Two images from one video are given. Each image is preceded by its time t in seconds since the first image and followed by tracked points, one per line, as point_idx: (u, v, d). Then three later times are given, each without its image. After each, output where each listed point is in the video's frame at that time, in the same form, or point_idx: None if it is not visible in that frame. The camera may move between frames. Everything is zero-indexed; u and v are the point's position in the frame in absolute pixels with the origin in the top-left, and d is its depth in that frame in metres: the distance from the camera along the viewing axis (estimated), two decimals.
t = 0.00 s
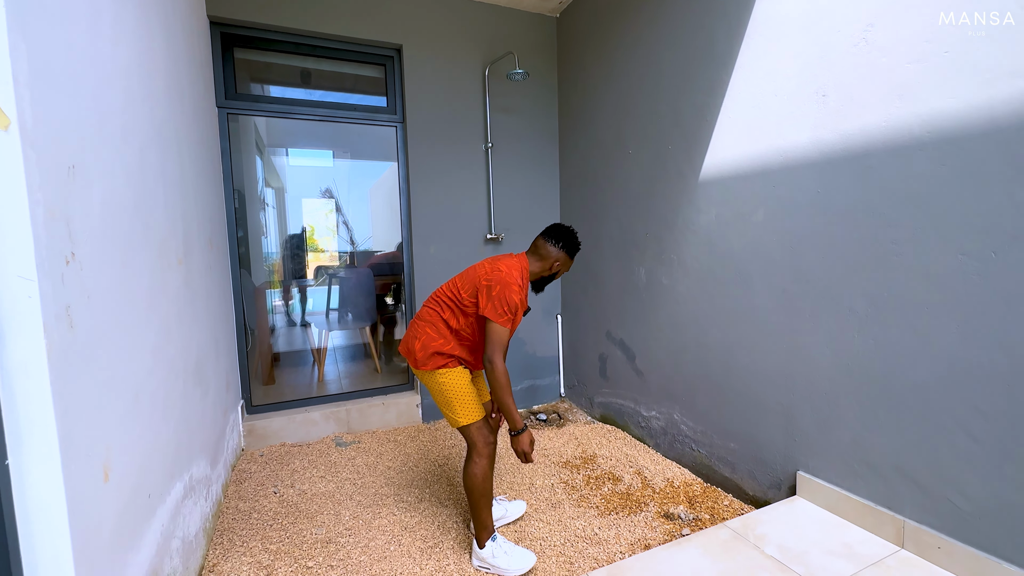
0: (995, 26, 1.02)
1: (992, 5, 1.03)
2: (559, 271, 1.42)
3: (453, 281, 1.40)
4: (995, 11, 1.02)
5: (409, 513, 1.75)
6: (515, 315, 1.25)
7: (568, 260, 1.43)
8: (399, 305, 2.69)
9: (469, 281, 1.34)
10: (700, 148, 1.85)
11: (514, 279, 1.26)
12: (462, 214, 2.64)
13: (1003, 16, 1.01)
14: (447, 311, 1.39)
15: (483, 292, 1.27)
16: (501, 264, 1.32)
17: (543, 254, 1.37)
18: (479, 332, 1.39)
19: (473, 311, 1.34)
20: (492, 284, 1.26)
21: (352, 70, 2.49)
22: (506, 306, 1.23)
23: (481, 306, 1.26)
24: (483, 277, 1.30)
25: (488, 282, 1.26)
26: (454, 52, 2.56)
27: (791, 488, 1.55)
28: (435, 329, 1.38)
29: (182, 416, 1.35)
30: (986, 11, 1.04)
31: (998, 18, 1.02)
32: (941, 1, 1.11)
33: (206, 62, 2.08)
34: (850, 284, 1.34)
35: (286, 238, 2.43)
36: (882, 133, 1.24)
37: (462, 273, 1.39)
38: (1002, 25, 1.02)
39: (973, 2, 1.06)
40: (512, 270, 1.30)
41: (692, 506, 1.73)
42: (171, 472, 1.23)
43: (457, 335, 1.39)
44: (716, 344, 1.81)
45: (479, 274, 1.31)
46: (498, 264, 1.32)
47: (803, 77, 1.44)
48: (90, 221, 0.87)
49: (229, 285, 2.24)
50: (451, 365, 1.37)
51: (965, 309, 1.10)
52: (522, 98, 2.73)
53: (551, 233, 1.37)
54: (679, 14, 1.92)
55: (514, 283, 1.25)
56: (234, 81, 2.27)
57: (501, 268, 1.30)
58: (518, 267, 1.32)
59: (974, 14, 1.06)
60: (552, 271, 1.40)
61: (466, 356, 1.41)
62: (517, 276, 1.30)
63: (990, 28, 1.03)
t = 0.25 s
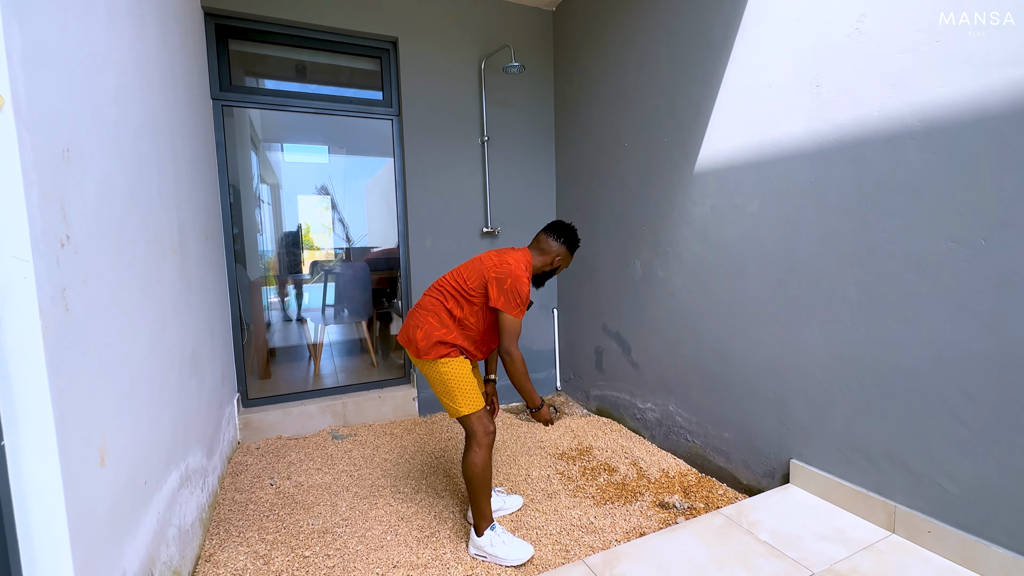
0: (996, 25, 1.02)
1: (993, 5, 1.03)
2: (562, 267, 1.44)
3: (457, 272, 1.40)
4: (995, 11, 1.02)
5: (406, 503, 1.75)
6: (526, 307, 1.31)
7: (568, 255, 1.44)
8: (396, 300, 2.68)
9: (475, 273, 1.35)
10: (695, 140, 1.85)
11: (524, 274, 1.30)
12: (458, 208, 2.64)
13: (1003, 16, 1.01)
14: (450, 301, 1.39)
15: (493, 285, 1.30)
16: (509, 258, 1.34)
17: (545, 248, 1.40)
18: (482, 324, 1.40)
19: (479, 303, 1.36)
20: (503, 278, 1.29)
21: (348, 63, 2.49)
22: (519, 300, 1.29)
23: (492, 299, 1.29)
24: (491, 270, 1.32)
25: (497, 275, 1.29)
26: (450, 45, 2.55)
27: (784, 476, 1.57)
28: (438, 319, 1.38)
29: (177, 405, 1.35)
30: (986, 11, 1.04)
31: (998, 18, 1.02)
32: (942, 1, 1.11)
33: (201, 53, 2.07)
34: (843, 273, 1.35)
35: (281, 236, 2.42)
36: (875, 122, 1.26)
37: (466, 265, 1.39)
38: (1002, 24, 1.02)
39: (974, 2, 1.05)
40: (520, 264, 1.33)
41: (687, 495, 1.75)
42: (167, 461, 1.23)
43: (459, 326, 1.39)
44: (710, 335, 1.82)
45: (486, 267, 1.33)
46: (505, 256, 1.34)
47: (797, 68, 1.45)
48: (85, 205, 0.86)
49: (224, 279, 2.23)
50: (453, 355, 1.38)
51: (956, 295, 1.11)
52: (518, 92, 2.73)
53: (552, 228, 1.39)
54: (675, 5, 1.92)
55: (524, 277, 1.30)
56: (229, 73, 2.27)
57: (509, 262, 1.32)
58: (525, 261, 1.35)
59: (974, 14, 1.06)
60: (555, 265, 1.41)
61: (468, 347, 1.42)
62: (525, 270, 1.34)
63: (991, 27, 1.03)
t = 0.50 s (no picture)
0: (995, 26, 1.02)
1: (993, 5, 1.02)
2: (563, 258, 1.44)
3: (458, 261, 1.41)
4: (995, 11, 1.02)
5: (401, 493, 1.77)
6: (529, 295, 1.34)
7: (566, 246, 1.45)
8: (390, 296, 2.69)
9: (477, 263, 1.36)
10: (686, 133, 1.87)
11: (526, 264, 1.31)
12: (451, 201, 2.64)
13: (1003, 16, 1.01)
14: (450, 289, 1.40)
15: (496, 275, 1.31)
16: (510, 248, 1.35)
17: (545, 239, 1.41)
18: (482, 313, 1.42)
19: (480, 292, 1.37)
20: (505, 267, 1.30)
21: (341, 56, 2.48)
22: (522, 289, 1.30)
23: (495, 289, 1.30)
24: (493, 259, 1.33)
25: (500, 265, 1.31)
26: (443, 38, 2.55)
27: (773, 463, 1.60)
28: (438, 307, 1.39)
29: (170, 395, 1.35)
30: (986, 11, 1.03)
31: (998, 18, 1.02)
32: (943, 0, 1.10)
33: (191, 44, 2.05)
34: (831, 263, 1.38)
35: (274, 231, 2.42)
36: (862, 114, 1.28)
37: (467, 255, 1.40)
38: (1003, 25, 1.01)
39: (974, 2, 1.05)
40: (522, 254, 1.34)
41: (678, 484, 1.77)
42: (160, 450, 1.23)
43: (459, 315, 1.40)
44: (702, 326, 1.84)
45: (487, 257, 1.34)
46: (506, 246, 1.36)
47: (787, 61, 1.47)
48: (76, 191, 0.86)
49: (216, 272, 2.22)
50: (453, 344, 1.39)
51: (940, 283, 1.14)
52: (512, 86, 2.74)
53: (550, 219, 1.40)
54: None
55: (526, 266, 1.31)
56: (220, 64, 2.25)
57: (511, 252, 1.33)
58: (526, 252, 1.36)
59: (974, 15, 1.05)
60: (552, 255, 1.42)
61: (468, 336, 1.43)
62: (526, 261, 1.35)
63: (990, 28, 1.03)
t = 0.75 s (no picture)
0: (996, 26, 1.01)
1: (993, 5, 1.01)
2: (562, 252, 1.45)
3: (455, 253, 1.42)
4: (995, 11, 1.01)
5: (395, 486, 1.77)
6: (524, 288, 1.34)
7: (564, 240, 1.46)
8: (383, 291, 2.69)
9: (473, 255, 1.37)
10: (678, 127, 1.88)
11: (521, 256, 1.32)
12: (445, 196, 2.64)
13: (1003, 16, 1.00)
14: (447, 280, 1.41)
15: (491, 266, 1.32)
16: (507, 240, 1.36)
17: (542, 231, 1.42)
18: (478, 305, 1.42)
19: (476, 284, 1.38)
20: (500, 259, 1.31)
21: (332, 49, 2.46)
22: (516, 281, 1.31)
23: (489, 280, 1.31)
24: (489, 251, 1.34)
25: (495, 256, 1.31)
26: (436, 31, 2.53)
27: (762, 454, 1.62)
28: (434, 298, 1.40)
29: (163, 389, 1.34)
30: (986, 11, 1.02)
31: (998, 18, 1.01)
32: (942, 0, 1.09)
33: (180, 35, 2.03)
34: (820, 257, 1.40)
35: (265, 226, 2.40)
36: (851, 109, 1.29)
37: (465, 247, 1.41)
38: (1002, 25, 1.00)
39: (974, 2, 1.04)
40: (517, 246, 1.35)
41: (670, 474, 1.80)
42: (154, 444, 1.23)
43: (454, 306, 1.41)
44: (693, 319, 1.86)
45: (484, 249, 1.35)
46: (502, 239, 1.37)
47: (777, 56, 1.48)
48: (65, 183, 0.85)
49: (208, 267, 2.21)
50: (447, 335, 1.40)
51: (924, 276, 1.16)
52: (505, 80, 2.73)
53: (547, 213, 1.41)
54: None
55: (521, 258, 1.32)
56: (209, 57, 2.22)
57: (507, 243, 1.34)
58: (522, 244, 1.37)
59: (974, 14, 1.04)
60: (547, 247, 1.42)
61: (463, 328, 1.44)
62: (522, 253, 1.36)
63: (991, 28, 1.02)
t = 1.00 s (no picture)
0: (995, 26, 1.02)
1: (993, 5, 1.02)
2: (561, 241, 1.41)
3: (454, 247, 1.47)
4: (995, 11, 1.02)
5: (396, 478, 1.80)
6: (514, 276, 1.31)
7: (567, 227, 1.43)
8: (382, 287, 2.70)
9: (468, 246, 1.40)
10: (674, 124, 1.91)
11: (510, 243, 1.32)
12: (443, 192, 2.66)
13: (1003, 16, 1.01)
14: (445, 273, 1.45)
15: (482, 255, 1.34)
16: (500, 230, 1.39)
17: (538, 221, 1.42)
18: (475, 297, 1.44)
19: (471, 274, 1.40)
20: (490, 247, 1.33)
21: (330, 45, 2.46)
22: (503, 268, 1.29)
23: (479, 268, 1.33)
24: (481, 241, 1.37)
25: (485, 245, 1.33)
26: (434, 27, 2.54)
27: (756, 444, 1.66)
28: (433, 291, 1.44)
29: (167, 381, 1.36)
30: (986, 11, 1.03)
31: (998, 18, 1.02)
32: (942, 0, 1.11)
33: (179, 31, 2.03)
34: (812, 252, 1.43)
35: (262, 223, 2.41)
36: (843, 107, 1.32)
37: (462, 240, 1.45)
38: (1003, 25, 1.01)
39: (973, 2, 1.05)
40: (510, 235, 1.37)
41: (666, 466, 1.83)
42: (159, 435, 1.25)
43: (452, 298, 1.44)
44: (689, 313, 1.89)
45: (477, 239, 1.38)
46: (496, 230, 1.39)
47: (772, 55, 1.51)
48: (75, 179, 0.87)
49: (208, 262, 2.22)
50: (444, 327, 1.43)
51: (914, 270, 1.19)
52: (502, 76, 2.75)
53: (545, 201, 1.42)
54: None
55: (511, 247, 1.32)
56: (208, 52, 2.23)
57: (500, 233, 1.37)
58: (516, 234, 1.39)
59: (974, 14, 1.05)
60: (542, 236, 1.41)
61: (461, 320, 1.46)
62: (514, 242, 1.36)
63: (991, 28, 1.03)
